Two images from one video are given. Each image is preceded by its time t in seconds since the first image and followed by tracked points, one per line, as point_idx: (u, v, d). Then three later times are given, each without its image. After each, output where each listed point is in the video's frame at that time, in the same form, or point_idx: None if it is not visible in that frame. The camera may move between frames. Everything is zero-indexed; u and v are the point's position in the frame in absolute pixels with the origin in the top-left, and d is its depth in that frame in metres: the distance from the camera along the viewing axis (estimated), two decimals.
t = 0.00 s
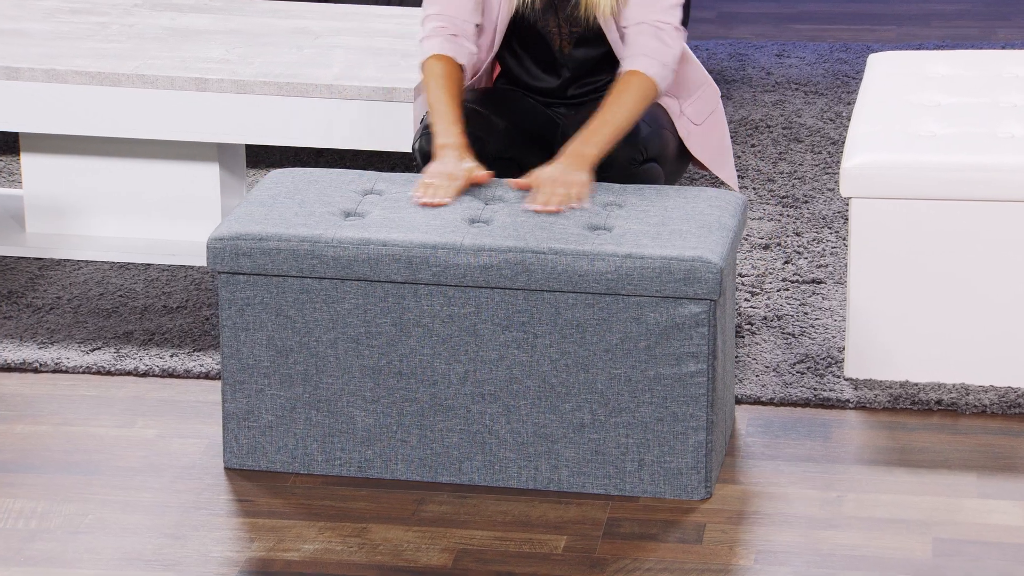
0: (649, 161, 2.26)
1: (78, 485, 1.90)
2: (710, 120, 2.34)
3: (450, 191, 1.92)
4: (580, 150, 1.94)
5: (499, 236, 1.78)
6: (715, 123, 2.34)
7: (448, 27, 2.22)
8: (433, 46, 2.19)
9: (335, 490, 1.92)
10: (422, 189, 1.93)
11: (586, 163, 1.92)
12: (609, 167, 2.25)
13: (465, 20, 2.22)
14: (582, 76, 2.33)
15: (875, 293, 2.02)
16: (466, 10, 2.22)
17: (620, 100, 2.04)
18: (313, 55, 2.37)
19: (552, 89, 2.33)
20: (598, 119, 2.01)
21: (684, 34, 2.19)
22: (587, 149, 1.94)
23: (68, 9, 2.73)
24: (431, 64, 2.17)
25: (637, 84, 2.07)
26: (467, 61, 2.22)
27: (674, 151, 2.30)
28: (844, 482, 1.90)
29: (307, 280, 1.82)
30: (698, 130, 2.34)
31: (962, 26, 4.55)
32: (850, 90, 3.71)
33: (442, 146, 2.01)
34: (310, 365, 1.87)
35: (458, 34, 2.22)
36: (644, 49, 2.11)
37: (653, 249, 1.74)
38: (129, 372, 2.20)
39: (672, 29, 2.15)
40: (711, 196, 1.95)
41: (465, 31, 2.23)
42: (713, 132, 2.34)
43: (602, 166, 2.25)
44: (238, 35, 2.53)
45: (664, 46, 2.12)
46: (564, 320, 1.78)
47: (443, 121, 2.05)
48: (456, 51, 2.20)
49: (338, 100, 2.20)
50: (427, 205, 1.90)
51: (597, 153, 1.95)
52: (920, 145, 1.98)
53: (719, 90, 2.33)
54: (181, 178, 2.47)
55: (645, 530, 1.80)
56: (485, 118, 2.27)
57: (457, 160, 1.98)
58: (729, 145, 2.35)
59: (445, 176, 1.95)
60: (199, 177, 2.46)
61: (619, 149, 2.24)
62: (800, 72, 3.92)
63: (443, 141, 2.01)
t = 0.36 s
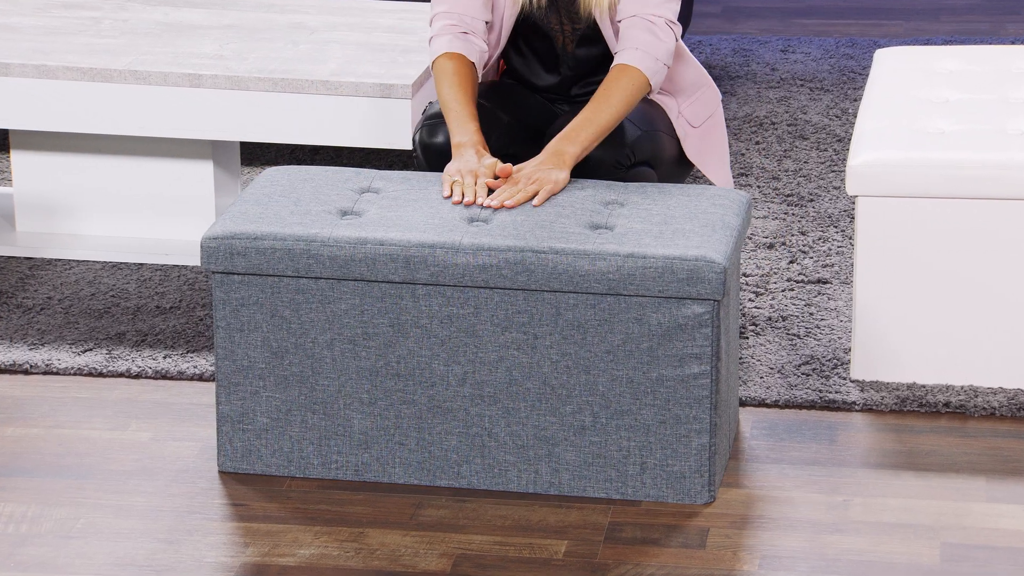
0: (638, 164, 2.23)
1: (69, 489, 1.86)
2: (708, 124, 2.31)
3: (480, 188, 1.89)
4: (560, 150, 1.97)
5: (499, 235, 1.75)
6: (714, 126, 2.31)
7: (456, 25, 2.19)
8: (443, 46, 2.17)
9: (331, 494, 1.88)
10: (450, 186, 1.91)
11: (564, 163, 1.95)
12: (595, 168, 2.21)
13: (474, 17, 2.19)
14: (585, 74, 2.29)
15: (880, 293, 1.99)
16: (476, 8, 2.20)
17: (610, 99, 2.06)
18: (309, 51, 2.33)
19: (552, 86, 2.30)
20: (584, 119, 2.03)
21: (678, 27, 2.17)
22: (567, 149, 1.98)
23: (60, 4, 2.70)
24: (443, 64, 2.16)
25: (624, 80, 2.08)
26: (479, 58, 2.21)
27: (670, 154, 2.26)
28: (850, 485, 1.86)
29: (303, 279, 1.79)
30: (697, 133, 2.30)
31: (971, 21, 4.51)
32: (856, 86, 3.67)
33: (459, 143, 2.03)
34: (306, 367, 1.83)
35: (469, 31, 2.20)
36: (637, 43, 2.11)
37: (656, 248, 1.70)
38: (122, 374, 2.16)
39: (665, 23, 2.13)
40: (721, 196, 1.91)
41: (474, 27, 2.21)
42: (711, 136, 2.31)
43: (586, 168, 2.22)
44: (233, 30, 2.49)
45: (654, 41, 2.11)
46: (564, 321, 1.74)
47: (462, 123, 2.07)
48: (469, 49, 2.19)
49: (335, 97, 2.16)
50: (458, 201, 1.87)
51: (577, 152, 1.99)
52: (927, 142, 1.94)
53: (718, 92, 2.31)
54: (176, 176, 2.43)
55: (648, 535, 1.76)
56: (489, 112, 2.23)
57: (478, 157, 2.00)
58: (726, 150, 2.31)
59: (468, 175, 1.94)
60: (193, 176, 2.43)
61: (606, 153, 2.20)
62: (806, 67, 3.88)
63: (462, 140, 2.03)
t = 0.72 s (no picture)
0: (652, 163, 2.21)
1: (61, 492, 1.83)
2: (716, 119, 2.27)
3: (480, 186, 1.86)
4: (559, 146, 1.94)
5: (498, 234, 1.72)
6: (721, 121, 2.27)
7: (454, 22, 2.15)
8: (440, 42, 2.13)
9: (328, 498, 1.84)
10: (448, 185, 1.87)
11: (564, 159, 1.92)
12: (609, 167, 2.17)
13: (473, 13, 2.15)
14: (585, 71, 2.25)
15: (885, 292, 1.95)
16: (476, 5, 2.16)
17: (609, 95, 2.03)
18: (305, 47, 2.30)
19: (552, 84, 2.26)
20: (584, 115, 2.00)
21: (678, 21, 2.14)
22: (566, 145, 1.95)
23: None
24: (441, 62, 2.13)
25: (624, 75, 2.05)
26: (478, 54, 2.17)
27: (681, 153, 2.24)
28: (856, 489, 1.83)
29: (299, 279, 1.75)
30: (705, 129, 2.27)
31: (979, 16, 4.48)
32: (861, 82, 3.64)
33: (458, 141, 2.00)
34: (302, 368, 1.80)
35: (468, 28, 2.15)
36: (637, 37, 2.07)
37: (658, 248, 1.67)
38: (114, 376, 2.13)
39: (665, 17, 2.10)
40: (724, 194, 1.88)
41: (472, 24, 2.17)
42: (719, 131, 2.28)
43: (596, 167, 2.18)
44: (227, 25, 2.46)
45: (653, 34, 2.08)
46: (565, 321, 1.71)
47: (461, 121, 2.04)
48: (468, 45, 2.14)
49: (332, 93, 2.14)
50: (458, 198, 1.84)
51: (577, 148, 1.96)
52: (934, 140, 1.91)
53: (725, 86, 2.25)
54: (170, 174, 2.40)
55: (650, 539, 1.73)
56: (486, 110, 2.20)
57: (478, 156, 1.96)
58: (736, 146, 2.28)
59: (467, 174, 1.90)
60: (187, 174, 2.40)
61: (620, 151, 2.17)
62: (810, 63, 3.84)
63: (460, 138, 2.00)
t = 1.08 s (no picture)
0: (651, 162, 2.18)
1: (52, 495, 1.80)
2: (716, 120, 2.23)
3: (476, 184, 1.83)
4: (561, 149, 1.91)
5: (496, 234, 1.68)
6: (721, 124, 2.24)
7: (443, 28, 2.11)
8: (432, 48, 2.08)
9: (323, 501, 1.81)
10: (445, 182, 1.85)
11: (564, 160, 1.89)
12: (608, 167, 2.15)
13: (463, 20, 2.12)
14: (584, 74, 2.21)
15: (889, 290, 1.91)
16: (466, 11, 2.12)
17: (618, 107, 1.99)
18: (300, 42, 2.27)
19: (550, 88, 2.23)
20: (589, 122, 1.96)
21: (694, 38, 2.09)
22: (568, 149, 1.91)
23: None
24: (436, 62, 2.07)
25: (638, 90, 2.01)
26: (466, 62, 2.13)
27: (680, 153, 2.21)
28: (860, 492, 1.80)
29: (294, 279, 1.72)
30: (704, 130, 2.23)
31: (986, 10, 4.44)
32: (866, 78, 3.60)
33: (455, 139, 1.97)
34: (297, 369, 1.76)
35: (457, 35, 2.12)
36: (653, 54, 2.02)
37: (659, 247, 1.64)
38: (106, 377, 2.10)
39: (680, 35, 2.05)
40: (725, 192, 1.84)
41: (461, 32, 2.13)
42: (719, 133, 2.24)
43: (594, 168, 2.15)
44: (221, 20, 2.43)
45: (669, 52, 2.03)
46: (564, 322, 1.68)
47: (455, 121, 2.00)
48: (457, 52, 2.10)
49: (326, 89, 2.11)
50: (456, 198, 1.81)
51: (578, 154, 1.92)
52: (940, 137, 1.87)
53: (725, 88, 2.22)
54: (164, 171, 2.39)
55: (651, 543, 1.70)
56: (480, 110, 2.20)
57: (475, 155, 1.92)
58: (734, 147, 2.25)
59: (464, 172, 1.87)
60: (183, 171, 2.39)
61: (619, 151, 2.14)
62: (814, 59, 3.81)
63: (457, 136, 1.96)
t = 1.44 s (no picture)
0: (649, 160, 2.14)
1: (38, 498, 1.76)
2: (715, 117, 2.20)
3: (472, 181, 1.79)
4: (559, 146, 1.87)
5: (492, 231, 1.65)
6: (720, 120, 2.20)
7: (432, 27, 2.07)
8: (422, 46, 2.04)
9: (315, 504, 1.78)
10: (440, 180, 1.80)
11: (560, 155, 1.86)
12: (604, 166, 2.12)
13: (453, 20, 2.08)
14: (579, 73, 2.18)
15: (890, 287, 1.88)
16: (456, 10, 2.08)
17: (618, 107, 1.95)
18: (293, 37, 2.23)
19: (545, 84, 2.20)
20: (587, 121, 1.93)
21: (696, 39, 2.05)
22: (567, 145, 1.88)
23: None
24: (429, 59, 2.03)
25: (639, 91, 1.97)
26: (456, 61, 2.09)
27: (680, 151, 2.17)
28: (863, 494, 1.76)
29: (286, 277, 1.69)
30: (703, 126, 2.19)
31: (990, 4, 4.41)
32: (869, 72, 3.57)
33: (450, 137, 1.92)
34: (289, 370, 1.73)
35: (447, 35, 2.07)
36: (656, 55, 1.98)
37: (659, 245, 1.60)
38: (94, 377, 2.06)
39: (683, 38, 2.02)
40: (726, 188, 1.81)
41: (451, 31, 2.09)
42: (718, 130, 2.21)
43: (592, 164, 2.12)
44: (213, 14, 2.40)
45: (672, 53, 1.99)
46: (561, 321, 1.64)
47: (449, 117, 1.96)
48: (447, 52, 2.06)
49: (317, 84, 2.08)
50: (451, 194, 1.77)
51: (577, 151, 1.89)
52: (943, 132, 1.84)
53: (725, 85, 2.19)
54: (155, 167, 2.36)
55: (651, 546, 1.66)
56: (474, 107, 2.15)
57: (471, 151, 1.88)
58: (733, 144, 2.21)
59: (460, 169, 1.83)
60: (172, 167, 2.36)
61: (616, 152, 2.11)
62: (817, 53, 3.78)
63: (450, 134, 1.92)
